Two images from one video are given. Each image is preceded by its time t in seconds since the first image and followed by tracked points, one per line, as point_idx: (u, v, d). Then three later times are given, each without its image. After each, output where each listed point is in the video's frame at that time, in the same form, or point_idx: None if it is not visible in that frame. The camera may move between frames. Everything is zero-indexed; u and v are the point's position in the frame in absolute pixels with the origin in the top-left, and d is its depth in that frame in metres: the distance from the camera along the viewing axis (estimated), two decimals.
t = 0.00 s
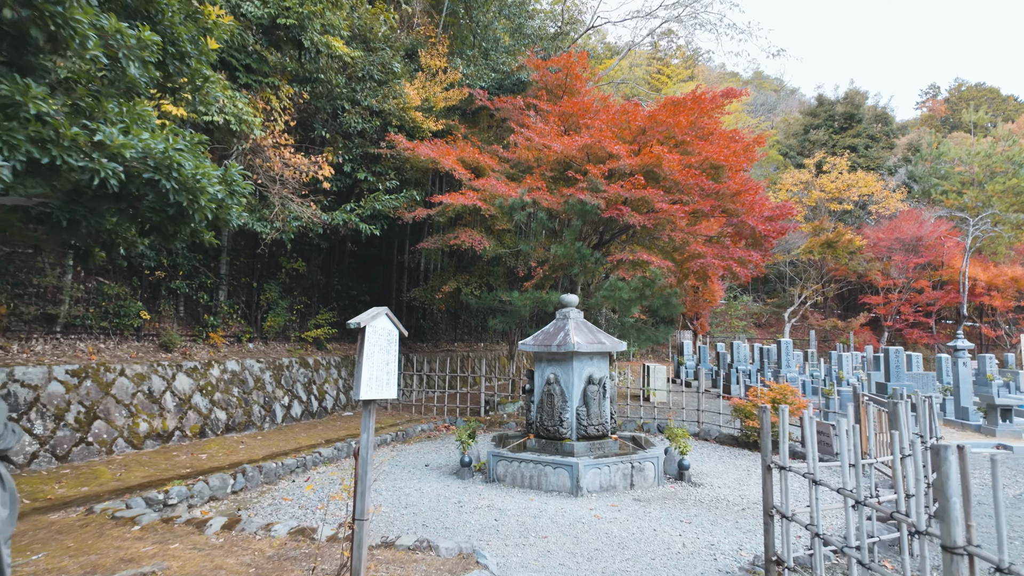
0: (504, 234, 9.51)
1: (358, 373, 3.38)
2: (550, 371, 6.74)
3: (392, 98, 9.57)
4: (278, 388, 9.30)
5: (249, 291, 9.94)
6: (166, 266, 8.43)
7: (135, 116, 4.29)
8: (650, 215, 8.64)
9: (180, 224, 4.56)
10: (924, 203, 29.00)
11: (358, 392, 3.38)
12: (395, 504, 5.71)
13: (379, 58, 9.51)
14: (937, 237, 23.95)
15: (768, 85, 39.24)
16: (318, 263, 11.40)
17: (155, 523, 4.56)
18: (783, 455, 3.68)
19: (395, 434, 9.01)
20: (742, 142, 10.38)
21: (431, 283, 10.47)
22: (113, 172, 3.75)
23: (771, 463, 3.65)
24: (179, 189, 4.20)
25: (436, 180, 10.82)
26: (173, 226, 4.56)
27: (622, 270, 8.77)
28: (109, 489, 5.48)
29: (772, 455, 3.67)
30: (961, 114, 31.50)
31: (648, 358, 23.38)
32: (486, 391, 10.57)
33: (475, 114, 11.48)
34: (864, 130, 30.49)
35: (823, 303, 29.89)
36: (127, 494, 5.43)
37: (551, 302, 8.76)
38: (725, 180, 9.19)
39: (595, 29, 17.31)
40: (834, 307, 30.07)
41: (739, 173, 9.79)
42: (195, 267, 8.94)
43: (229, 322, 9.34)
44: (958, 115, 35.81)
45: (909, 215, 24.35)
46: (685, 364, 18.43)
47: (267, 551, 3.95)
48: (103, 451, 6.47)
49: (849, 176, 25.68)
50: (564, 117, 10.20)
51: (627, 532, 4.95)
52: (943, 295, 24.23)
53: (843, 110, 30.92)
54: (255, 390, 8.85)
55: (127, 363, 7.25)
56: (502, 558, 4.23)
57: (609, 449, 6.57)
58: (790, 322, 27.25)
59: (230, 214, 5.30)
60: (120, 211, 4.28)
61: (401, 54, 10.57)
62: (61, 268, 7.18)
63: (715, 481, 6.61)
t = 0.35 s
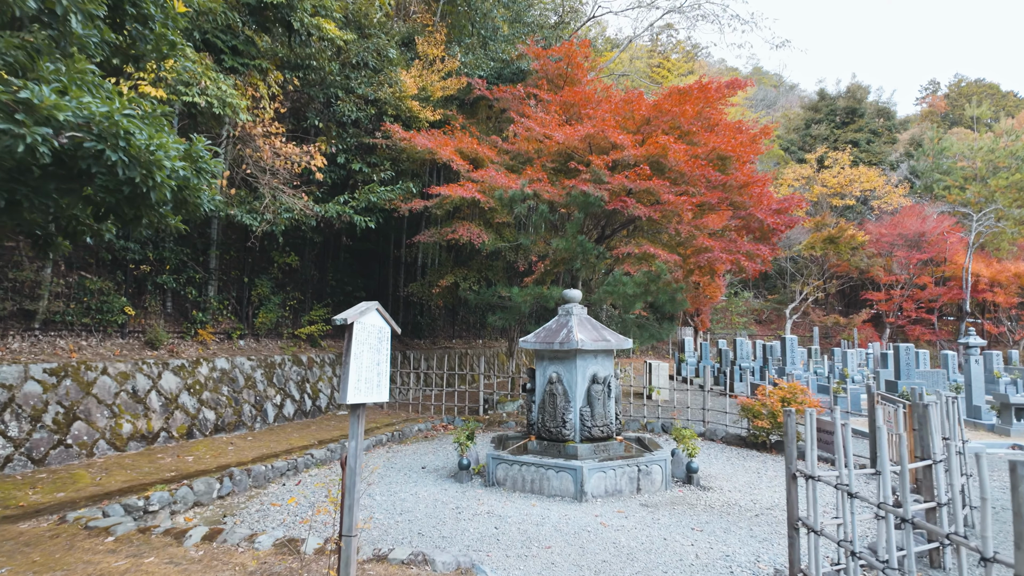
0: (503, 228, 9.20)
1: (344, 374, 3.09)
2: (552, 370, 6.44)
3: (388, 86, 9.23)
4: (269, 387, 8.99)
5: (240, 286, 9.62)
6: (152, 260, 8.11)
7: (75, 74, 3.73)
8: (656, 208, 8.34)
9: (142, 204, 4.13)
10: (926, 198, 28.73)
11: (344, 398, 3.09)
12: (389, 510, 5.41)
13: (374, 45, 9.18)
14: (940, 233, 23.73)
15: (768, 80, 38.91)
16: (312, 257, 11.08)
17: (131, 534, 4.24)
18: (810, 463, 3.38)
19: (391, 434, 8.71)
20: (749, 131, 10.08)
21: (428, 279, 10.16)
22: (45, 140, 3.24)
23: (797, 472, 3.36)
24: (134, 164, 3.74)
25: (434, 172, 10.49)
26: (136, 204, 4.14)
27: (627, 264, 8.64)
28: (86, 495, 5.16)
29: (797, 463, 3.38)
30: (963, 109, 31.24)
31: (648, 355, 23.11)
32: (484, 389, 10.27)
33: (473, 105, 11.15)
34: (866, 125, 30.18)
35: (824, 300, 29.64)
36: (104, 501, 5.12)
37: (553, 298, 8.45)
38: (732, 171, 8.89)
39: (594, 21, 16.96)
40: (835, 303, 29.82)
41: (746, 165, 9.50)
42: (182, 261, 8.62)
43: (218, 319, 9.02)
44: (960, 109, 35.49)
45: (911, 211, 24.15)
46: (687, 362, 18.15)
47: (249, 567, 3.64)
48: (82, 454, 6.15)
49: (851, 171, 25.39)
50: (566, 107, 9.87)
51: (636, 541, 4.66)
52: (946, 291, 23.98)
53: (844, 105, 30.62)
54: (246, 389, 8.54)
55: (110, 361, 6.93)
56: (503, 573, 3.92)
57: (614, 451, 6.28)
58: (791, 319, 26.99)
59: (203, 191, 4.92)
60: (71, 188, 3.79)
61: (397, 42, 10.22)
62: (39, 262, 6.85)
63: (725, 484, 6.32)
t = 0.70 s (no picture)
0: (505, 218, 8.89)
1: (335, 372, 2.80)
2: (557, 365, 6.14)
3: (386, 71, 8.90)
4: (263, 382, 8.69)
5: (232, 278, 9.29)
6: (139, 250, 7.77)
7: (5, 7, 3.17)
8: (664, 196, 8.05)
9: (98, 172, 3.58)
10: (930, 192, 28.46)
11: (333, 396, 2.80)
12: (386, 513, 5.11)
13: (371, 28, 8.84)
14: (944, 228, 23.51)
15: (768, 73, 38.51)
16: (307, 249, 10.75)
17: (107, 542, 3.93)
18: (847, 467, 3.07)
19: (389, 432, 8.42)
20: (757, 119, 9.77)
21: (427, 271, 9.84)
22: None
23: (833, 477, 3.05)
24: (75, 118, 3.22)
25: (433, 161, 10.16)
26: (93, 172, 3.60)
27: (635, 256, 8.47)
28: (63, 497, 4.85)
29: (832, 467, 3.07)
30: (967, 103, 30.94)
31: (649, 350, 22.81)
32: (485, 385, 9.97)
33: (473, 92, 10.81)
34: (870, 118, 29.83)
35: (825, 295, 29.39)
36: (83, 504, 4.81)
37: (556, 291, 8.14)
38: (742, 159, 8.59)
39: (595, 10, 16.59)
40: (836, 298, 29.59)
41: (756, 153, 9.20)
42: (172, 252, 8.29)
43: (210, 312, 8.70)
44: (962, 103, 35.18)
45: (915, 205, 23.91)
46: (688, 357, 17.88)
47: None
48: (63, 453, 5.83)
49: (854, 165, 25.09)
50: (569, 93, 9.54)
51: (650, 548, 4.36)
52: (950, 286, 23.76)
53: (847, 98, 30.29)
54: (238, 385, 8.23)
55: (94, 355, 6.61)
56: None
57: (623, 450, 5.99)
58: (793, 314, 26.71)
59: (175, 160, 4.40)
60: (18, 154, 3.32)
61: (395, 26, 9.87)
62: (19, 251, 6.52)
63: (738, 485, 6.04)
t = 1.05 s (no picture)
0: (505, 210, 8.58)
1: (322, 376, 2.54)
2: (562, 363, 5.86)
3: (382, 57, 8.58)
4: (254, 380, 8.39)
5: (223, 271, 8.98)
6: (125, 243, 7.46)
7: None
8: (671, 187, 7.76)
9: (39, 140, 3.46)
10: (932, 186, 28.19)
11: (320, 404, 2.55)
12: (383, 519, 4.84)
13: (366, 12, 8.51)
14: (946, 222, 23.28)
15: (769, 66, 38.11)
16: (301, 242, 10.45)
17: (81, 555, 3.65)
18: (889, 478, 2.79)
19: (386, 431, 8.14)
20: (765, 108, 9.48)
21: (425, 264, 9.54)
22: None
23: (873, 489, 2.77)
24: None
25: (430, 151, 9.85)
26: (37, 141, 3.51)
27: (641, 248, 8.19)
28: (39, 504, 4.56)
29: (872, 477, 2.79)
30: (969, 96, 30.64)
31: (648, 346, 22.54)
32: (485, 382, 9.69)
33: (473, 80, 10.49)
34: (872, 111, 29.51)
35: (826, 290, 29.17)
36: (60, 511, 4.52)
37: (559, 285, 7.86)
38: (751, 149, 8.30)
39: None
40: (837, 293, 29.37)
41: (765, 143, 8.90)
42: (159, 244, 7.97)
43: (200, 307, 8.39)
44: (964, 96, 34.87)
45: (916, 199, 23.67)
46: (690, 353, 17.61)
47: None
48: (42, 455, 5.53)
49: (855, 158, 24.81)
50: (572, 81, 9.24)
51: (663, 559, 4.09)
52: (952, 280, 23.54)
53: (849, 91, 29.97)
54: (229, 382, 7.93)
55: (76, 352, 6.31)
56: None
57: (630, 451, 5.72)
58: (794, 309, 26.49)
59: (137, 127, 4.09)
60: None
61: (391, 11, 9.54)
62: None
63: (751, 487, 5.78)
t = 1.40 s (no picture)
0: (505, 198, 8.24)
1: (299, 375, 2.38)
2: (566, 358, 5.54)
3: (375, 39, 8.22)
4: (244, 375, 8.06)
5: (211, 262, 8.64)
6: (106, 231, 7.11)
7: None
8: (678, 174, 7.44)
9: None
10: (934, 178, 27.89)
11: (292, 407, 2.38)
12: (375, 525, 4.52)
13: None
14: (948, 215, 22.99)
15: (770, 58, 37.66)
16: (293, 233, 10.10)
17: (42, 570, 3.34)
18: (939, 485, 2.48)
19: (380, 428, 7.83)
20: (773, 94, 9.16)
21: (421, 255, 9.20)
22: None
23: (922, 498, 2.46)
24: None
25: (427, 138, 9.51)
26: None
27: (646, 237, 7.87)
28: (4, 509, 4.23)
29: (921, 485, 2.48)
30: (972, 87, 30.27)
31: (648, 340, 22.22)
32: (483, 377, 9.38)
33: (470, 65, 10.12)
34: (874, 102, 29.14)
35: (827, 283, 28.91)
36: (27, 516, 4.19)
37: (561, 276, 7.54)
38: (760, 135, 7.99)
39: None
40: (838, 287, 29.11)
41: (774, 129, 8.59)
42: (143, 234, 7.62)
43: (186, 299, 8.05)
44: (964, 89, 34.49)
45: (918, 191, 23.38)
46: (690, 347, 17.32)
47: None
48: (13, 456, 5.19)
49: (858, 150, 24.48)
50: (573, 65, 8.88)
51: (678, 568, 3.79)
52: (954, 274, 23.28)
53: (850, 83, 29.61)
54: (216, 377, 7.61)
55: (51, 346, 5.97)
56: None
57: (638, 451, 5.41)
58: (795, 303, 26.21)
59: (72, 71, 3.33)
60: None
61: None
62: None
63: (764, 488, 5.49)
